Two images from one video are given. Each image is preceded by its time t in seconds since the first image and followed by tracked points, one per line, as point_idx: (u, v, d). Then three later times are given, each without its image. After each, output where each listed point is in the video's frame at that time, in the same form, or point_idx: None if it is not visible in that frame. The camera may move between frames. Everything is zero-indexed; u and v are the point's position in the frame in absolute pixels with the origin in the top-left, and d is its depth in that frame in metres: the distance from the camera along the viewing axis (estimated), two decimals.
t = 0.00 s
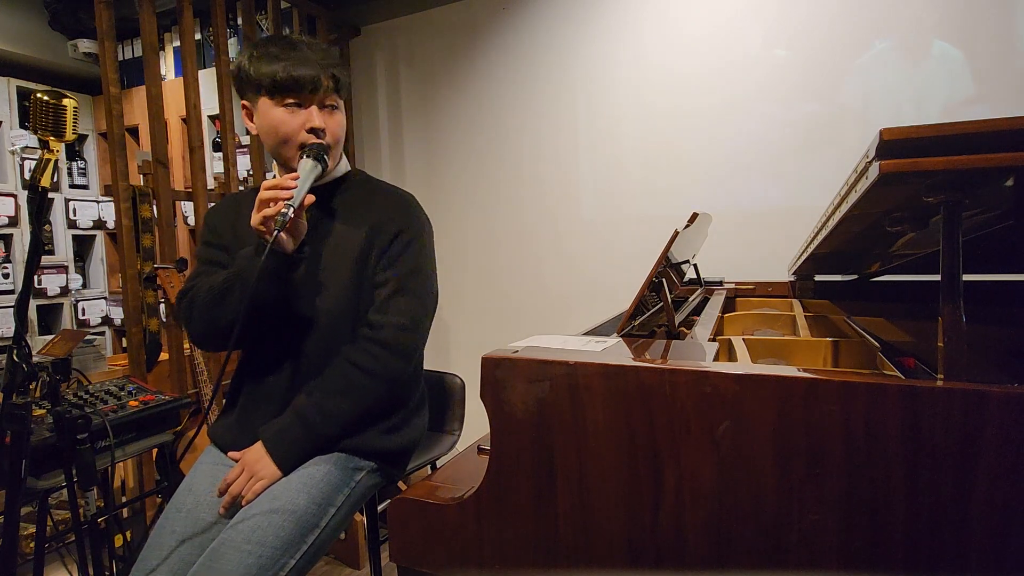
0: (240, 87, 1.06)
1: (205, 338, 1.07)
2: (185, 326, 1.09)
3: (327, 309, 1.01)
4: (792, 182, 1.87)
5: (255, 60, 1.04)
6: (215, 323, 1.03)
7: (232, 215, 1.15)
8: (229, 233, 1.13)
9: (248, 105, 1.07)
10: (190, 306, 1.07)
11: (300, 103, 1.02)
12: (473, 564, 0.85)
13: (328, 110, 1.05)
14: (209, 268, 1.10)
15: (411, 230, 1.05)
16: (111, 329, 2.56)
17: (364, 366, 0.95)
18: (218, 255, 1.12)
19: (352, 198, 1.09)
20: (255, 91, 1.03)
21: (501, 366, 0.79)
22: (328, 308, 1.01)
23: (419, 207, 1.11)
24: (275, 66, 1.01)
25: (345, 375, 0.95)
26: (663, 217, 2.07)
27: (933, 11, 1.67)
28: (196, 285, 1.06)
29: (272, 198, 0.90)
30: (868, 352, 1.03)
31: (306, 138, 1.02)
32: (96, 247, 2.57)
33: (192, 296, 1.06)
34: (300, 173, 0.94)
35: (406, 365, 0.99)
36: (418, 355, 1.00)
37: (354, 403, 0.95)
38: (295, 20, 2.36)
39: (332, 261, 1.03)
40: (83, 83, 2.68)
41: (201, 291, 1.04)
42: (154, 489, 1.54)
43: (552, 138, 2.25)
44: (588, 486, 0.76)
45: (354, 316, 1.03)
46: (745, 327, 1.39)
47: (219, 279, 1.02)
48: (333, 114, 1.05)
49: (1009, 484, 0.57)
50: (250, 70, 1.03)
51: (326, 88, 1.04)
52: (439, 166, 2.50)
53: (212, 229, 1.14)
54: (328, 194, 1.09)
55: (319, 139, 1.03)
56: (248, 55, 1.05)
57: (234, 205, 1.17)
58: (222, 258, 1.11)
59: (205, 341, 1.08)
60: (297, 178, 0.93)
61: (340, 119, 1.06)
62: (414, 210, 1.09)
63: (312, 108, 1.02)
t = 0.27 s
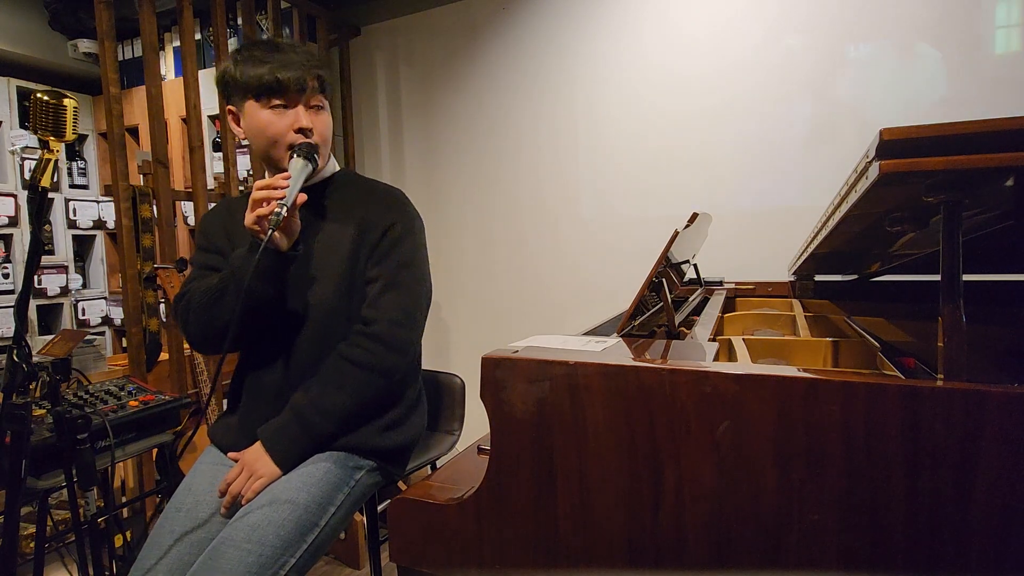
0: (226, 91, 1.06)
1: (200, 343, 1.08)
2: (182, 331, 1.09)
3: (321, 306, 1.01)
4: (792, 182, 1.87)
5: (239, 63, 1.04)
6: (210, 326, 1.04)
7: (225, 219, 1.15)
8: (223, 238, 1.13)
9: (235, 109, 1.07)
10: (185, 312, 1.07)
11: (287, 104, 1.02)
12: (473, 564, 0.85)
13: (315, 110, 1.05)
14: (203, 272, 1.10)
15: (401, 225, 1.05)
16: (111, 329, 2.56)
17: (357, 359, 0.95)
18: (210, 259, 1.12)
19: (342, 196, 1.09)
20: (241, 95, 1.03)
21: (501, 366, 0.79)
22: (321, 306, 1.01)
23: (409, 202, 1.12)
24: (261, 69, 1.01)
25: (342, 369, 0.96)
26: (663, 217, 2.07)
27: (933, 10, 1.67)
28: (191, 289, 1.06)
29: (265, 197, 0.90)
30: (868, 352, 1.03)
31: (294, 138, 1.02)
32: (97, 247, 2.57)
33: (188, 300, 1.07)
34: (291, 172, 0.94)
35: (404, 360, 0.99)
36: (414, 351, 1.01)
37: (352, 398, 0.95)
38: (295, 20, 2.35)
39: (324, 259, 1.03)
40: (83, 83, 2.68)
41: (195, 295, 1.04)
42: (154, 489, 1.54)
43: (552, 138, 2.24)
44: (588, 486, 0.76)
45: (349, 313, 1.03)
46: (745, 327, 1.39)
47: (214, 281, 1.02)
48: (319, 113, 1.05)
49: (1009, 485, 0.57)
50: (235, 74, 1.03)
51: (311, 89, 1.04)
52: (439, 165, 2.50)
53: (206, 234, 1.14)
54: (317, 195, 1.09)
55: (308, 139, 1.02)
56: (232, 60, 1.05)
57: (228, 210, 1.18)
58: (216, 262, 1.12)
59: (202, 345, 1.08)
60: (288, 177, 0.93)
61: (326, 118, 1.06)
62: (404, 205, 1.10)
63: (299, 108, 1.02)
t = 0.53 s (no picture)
0: (216, 92, 1.06)
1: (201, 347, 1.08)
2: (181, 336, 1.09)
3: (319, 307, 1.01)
4: (792, 182, 1.87)
5: (229, 63, 1.03)
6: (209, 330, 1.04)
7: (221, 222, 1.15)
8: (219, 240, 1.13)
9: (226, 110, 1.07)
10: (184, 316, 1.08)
11: (279, 103, 1.02)
12: (473, 564, 0.85)
13: (307, 108, 1.05)
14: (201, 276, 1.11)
15: (397, 222, 1.05)
16: (111, 329, 2.56)
17: (354, 357, 0.95)
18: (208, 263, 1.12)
19: (337, 195, 1.09)
20: (233, 94, 1.03)
21: (501, 366, 0.79)
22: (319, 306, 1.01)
23: (405, 200, 1.12)
24: (252, 68, 1.01)
25: (339, 368, 0.95)
26: (663, 217, 2.07)
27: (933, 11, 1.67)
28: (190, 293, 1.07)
29: (264, 203, 0.90)
30: (868, 352, 1.03)
31: (287, 136, 1.02)
32: (97, 247, 2.57)
33: (186, 305, 1.07)
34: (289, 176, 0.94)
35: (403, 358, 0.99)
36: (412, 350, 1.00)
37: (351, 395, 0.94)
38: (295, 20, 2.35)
39: (320, 259, 1.03)
40: (83, 83, 2.68)
41: (195, 299, 1.05)
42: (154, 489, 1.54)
43: (552, 138, 2.24)
44: (588, 486, 0.76)
45: (347, 312, 1.03)
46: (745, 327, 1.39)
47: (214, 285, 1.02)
48: (312, 112, 1.05)
49: (1009, 485, 0.56)
50: (224, 73, 1.03)
51: (303, 87, 1.05)
52: (439, 166, 2.50)
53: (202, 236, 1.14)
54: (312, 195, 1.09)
55: (301, 136, 1.02)
56: (222, 60, 1.05)
57: (223, 211, 1.17)
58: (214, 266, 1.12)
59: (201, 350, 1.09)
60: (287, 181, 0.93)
61: (319, 116, 1.06)
62: (399, 203, 1.10)
63: (291, 106, 1.03)
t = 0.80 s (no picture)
0: (205, 89, 1.05)
1: (198, 352, 1.08)
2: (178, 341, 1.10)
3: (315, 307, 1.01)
4: (791, 182, 1.87)
5: (216, 59, 1.03)
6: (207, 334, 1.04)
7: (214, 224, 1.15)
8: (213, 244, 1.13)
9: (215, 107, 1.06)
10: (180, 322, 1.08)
11: (269, 103, 1.02)
12: (473, 564, 0.85)
13: (298, 107, 1.05)
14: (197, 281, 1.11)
15: (392, 222, 1.06)
16: (111, 329, 2.56)
17: (350, 358, 0.96)
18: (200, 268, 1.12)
19: (331, 195, 1.09)
20: (222, 92, 1.03)
21: (502, 366, 0.79)
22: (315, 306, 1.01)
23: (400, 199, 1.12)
24: (240, 65, 1.01)
25: (335, 369, 0.96)
26: (663, 217, 2.07)
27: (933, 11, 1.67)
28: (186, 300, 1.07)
29: (260, 214, 0.89)
30: (868, 352, 1.03)
31: (279, 137, 1.02)
32: (97, 247, 2.57)
33: (182, 313, 1.07)
34: (282, 183, 0.93)
35: (399, 359, 0.99)
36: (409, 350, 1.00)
37: (349, 397, 0.95)
38: (295, 20, 2.35)
39: (316, 260, 1.03)
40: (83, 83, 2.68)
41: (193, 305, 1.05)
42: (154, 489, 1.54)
43: (551, 138, 2.25)
44: (588, 486, 0.76)
45: (344, 312, 1.03)
46: (745, 327, 1.39)
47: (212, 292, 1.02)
48: (303, 111, 1.05)
49: (1010, 484, 0.56)
50: (213, 71, 1.02)
51: (294, 85, 1.04)
52: (439, 166, 2.50)
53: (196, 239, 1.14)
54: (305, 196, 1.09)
55: (293, 136, 1.03)
56: (210, 55, 1.04)
57: (215, 213, 1.17)
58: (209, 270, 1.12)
59: (198, 353, 1.09)
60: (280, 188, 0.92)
61: (310, 115, 1.06)
62: (395, 202, 1.10)
63: (282, 105, 1.02)
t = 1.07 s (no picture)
0: (189, 88, 1.05)
1: (189, 359, 1.08)
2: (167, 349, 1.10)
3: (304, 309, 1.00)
4: (792, 182, 1.87)
5: (198, 56, 1.02)
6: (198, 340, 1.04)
7: (204, 231, 1.14)
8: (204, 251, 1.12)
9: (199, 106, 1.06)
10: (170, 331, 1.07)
11: (254, 99, 1.01)
12: (473, 564, 0.85)
13: (284, 104, 1.05)
14: (187, 289, 1.10)
15: (384, 223, 1.05)
16: (111, 329, 2.56)
17: (342, 365, 0.95)
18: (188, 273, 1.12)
19: (319, 195, 1.08)
20: (205, 89, 1.02)
21: (502, 366, 0.79)
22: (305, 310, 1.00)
23: (392, 198, 1.12)
24: (221, 60, 1.00)
25: (324, 377, 0.95)
26: (663, 217, 2.07)
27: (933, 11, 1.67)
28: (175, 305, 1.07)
29: (249, 224, 0.89)
30: (868, 352, 1.03)
31: (265, 134, 1.01)
32: (97, 247, 2.57)
33: (172, 321, 1.06)
34: (270, 190, 0.92)
35: (394, 361, 0.99)
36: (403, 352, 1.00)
37: (341, 405, 0.95)
38: (295, 20, 2.35)
39: (304, 264, 1.02)
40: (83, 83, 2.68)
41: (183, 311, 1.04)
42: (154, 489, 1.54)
43: (552, 138, 2.24)
44: (588, 486, 0.76)
45: (335, 316, 1.03)
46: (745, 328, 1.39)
47: (202, 298, 1.02)
48: (289, 107, 1.05)
49: (1010, 483, 0.56)
50: (195, 69, 1.02)
51: (278, 80, 1.04)
52: (440, 166, 2.50)
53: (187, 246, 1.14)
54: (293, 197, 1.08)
55: (279, 133, 1.02)
56: (191, 51, 1.04)
57: (205, 219, 1.16)
58: (201, 277, 1.12)
59: (190, 361, 1.08)
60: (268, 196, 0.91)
61: (296, 111, 1.06)
62: (386, 201, 1.10)
63: (267, 102, 1.02)
